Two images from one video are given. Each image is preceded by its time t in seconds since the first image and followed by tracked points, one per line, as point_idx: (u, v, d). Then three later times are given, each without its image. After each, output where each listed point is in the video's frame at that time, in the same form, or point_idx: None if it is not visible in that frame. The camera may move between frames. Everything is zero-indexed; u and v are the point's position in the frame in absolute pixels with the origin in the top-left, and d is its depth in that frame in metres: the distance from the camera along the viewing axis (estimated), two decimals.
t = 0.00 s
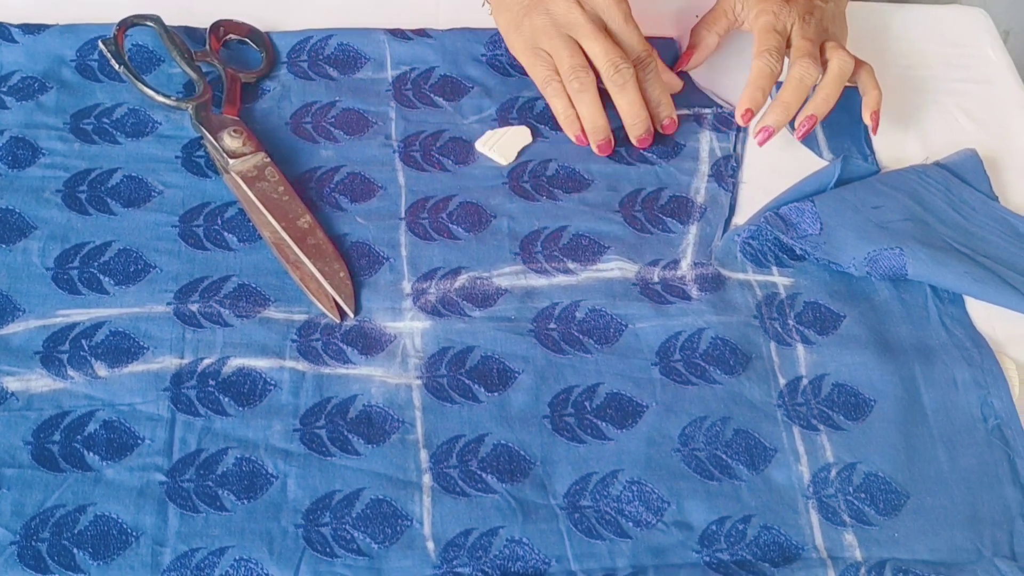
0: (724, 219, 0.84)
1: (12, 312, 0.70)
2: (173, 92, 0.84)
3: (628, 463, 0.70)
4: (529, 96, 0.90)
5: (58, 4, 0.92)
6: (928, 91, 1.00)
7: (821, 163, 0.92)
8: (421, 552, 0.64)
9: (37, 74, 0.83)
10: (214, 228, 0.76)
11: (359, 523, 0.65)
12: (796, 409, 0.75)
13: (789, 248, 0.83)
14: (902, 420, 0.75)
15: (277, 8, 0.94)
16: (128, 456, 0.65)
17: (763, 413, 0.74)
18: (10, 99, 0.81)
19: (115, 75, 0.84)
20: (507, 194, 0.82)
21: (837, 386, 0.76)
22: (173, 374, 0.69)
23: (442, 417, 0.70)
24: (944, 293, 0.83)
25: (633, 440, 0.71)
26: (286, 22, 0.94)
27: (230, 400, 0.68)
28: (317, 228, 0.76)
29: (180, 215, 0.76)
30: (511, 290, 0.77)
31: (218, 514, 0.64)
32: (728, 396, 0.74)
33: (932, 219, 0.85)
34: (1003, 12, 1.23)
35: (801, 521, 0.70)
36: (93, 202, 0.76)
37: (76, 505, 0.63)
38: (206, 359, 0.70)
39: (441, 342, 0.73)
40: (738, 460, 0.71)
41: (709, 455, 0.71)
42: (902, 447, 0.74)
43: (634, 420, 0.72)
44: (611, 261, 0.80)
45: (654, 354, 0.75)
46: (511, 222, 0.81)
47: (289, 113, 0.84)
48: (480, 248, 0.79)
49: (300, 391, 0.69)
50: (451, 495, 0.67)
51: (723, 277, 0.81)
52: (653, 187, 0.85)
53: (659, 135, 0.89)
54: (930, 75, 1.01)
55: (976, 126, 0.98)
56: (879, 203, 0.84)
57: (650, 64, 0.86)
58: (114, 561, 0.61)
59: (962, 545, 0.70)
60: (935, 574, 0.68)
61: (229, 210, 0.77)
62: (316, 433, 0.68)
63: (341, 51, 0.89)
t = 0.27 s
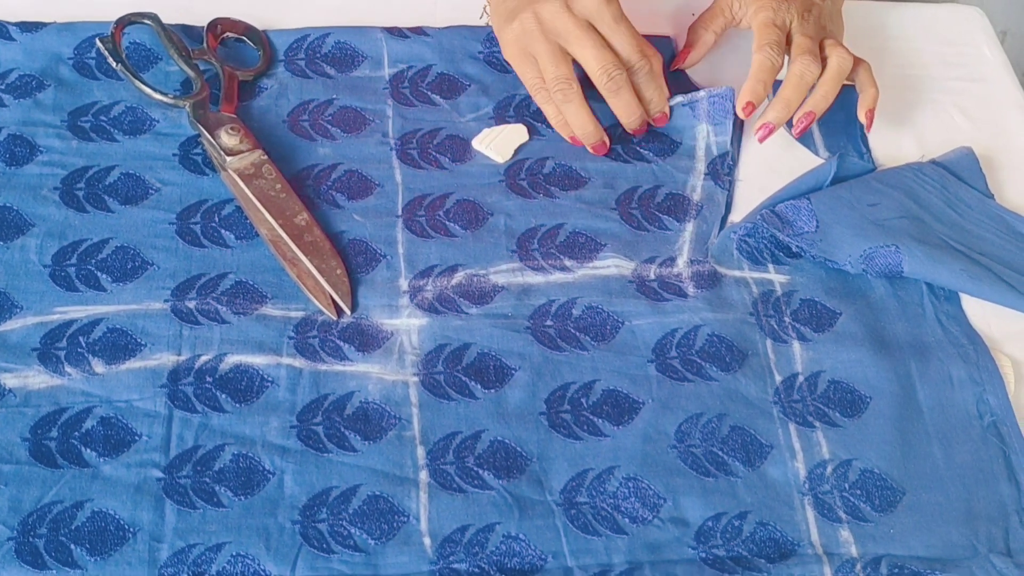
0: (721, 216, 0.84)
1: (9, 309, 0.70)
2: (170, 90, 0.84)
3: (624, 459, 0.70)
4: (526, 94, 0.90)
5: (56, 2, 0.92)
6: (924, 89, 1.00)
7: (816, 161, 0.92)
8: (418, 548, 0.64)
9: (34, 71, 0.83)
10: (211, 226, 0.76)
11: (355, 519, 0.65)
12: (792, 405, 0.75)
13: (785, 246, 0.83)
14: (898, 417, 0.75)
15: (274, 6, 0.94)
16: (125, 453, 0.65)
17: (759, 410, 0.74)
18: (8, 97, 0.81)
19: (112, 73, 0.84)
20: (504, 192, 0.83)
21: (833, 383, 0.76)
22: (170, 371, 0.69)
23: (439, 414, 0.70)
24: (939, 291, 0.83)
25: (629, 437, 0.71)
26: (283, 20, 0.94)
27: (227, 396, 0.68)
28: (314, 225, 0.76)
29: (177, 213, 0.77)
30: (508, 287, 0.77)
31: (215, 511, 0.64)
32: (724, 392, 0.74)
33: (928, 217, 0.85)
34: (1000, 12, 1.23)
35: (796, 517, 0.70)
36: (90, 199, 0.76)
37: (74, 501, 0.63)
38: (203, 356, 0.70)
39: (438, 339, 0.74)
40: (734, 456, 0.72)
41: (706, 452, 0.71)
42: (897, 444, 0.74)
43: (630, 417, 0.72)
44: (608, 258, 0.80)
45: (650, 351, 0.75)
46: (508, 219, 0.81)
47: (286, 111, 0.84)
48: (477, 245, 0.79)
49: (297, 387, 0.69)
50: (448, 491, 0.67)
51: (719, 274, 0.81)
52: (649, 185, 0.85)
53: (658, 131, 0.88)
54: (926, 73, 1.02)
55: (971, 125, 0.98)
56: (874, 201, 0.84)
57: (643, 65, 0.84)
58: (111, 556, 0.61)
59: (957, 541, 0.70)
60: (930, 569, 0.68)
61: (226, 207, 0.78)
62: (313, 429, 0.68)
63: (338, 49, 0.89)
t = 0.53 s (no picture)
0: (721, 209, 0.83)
1: (7, 313, 0.70)
2: (168, 93, 0.84)
3: (622, 463, 0.70)
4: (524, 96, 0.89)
5: (54, 4, 0.92)
6: (923, 91, 1.00)
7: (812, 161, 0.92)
8: (415, 552, 0.64)
9: (32, 74, 0.83)
10: (209, 229, 0.76)
11: (353, 523, 0.65)
12: (790, 409, 0.75)
13: (784, 248, 0.83)
14: (896, 420, 0.75)
15: (273, 9, 0.94)
16: (122, 457, 0.65)
17: (757, 414, 0.74)
18: (6, 99, 0.81)
19: (110, 76, 0.84)
20: (502, 194, 0.83)
21: (832, 386, 0.76)
22: (168, 375, 0.69)
23: (437, 418, 0.70)
24: (938, 293, 0.83)
25: (627, 441, 0.71)
26: (282, 22, 0.94)
27: (224, 400, 0.68)
28: (312, 228, 0.76)
29: (175, 216, 0.77)
30: (505, 290, 0.77)
31: (212, 515, 0.64)
32: (722, 396, 0.74)
33: (927, 220, 0.85)
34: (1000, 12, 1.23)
35: (794, 521, 0.70)
36: (88, 203, 0.76)
37: (71, 506, 0.63)
38: (201, 359, 0.70)
39: (436, 342, 0.74)
40: (731, 460, 0.72)
41: (704, 456, 0.71)
42: (895, 447, 0.74)
43: (628, 420, 0.72)
44: (606, 261, 0.80)
45: (648, 355, 0.75)
46: (506, 222, 0.81)
47: (284, 114, 0.84)
48: (475, 248, 0.79)
49: (294, 391, 0.69)
50: (446, 495, 0.67)
51: (718, 277, 0.81)
52: (648, 186, 0.86)
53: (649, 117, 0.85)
54: (926, 75, 1.01)
55: (971, 126, 0.98)
56: (873, 203, 0.84)
57: (584, 60, 0.77)
58: (108, 561, 0.61)
59: (955, 544, 0.70)
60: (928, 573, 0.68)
61: (224, 210, 0.78)
62: (311, 433, 0.68)
63: (336, 51, 0.89)
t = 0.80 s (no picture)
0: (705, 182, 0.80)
1: (15, 312, 0.71)
2: (174, 95, 0.85)
3: (626, 462, 0.70)
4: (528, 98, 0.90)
5: (60, 7, 0.92)
6: (924, 93, 1.01)
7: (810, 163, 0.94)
8: (421, 550, 0.65)
9: (39, 76, 0.83)
10: (215, 229, 0.77)
11: (359, 520, 0.65)
12: (793, 408, 0.75)
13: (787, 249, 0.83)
14: (897, 419, 0.76)
15: (278, 11, 0.95)
16: (130, 455, 0.66)
17: (759, 413, 0.74)
18: (12, 101, 0.82)
19: (116, 78, 0.84)
20: (505, 195, 0.83)
21: (834, 386, 0.77)
22: (174, 374, 0.69)
23: (442, 417, 0.70)
24: (938, 294, 0.83)
25: (631, 440, 0.71)
26: (286, 25, 0.94)
27: (231, 399, 0.69)
28: (317, 229, 0.76)
29: (181, 216, 0.77)
30: (510, 290, 0.77)
31: (219, 513, 0.64)
32: (725, 395, 0.75)
33: (928, 221, 0.85)
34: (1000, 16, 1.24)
35: (797, 519, 0.70)
36: (95, 203, 0.77)
37: (79, 503, 0.63)
38: (207, 358, 0.70)
39: (441, 342, 0.74)
40: (735, 458, 0.72)
41: (707, 455, 0.72)
42: (897, 446, 0.74)
43: (632, 419, 0.72)
44: (609, 261, 0.80)
45: (652, 354, 0.76)
46: (510, 223, 0.81)
47: (290, 115, 0.85)
48: (479, 248, 0.79)
49: (300, 390, 0.70)
50: (451, 493, 0.67)
51: (720, 276, 0.81)
52: (647, 176, 0.84)
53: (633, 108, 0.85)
54: (926, 78, 1.02)
55: (971, 129, 0.99)
56: (874, 205, 0.85)
57: (550, 48, 0.84)
58: (116, 558, 0.62)
59: (957, 543, 0.71)
60: (930, 571, 0.69)
61: (230, 211, 0.78)
62: (317, 431, 0.68)
63: (341, 54, 0.89)
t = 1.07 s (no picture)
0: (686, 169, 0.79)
1: (17, 313, 0.71)
2: (175, 95, 0.85)
3: (628, 462, 0.70)
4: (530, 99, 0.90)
5: (61, 7, 0.92)
6: (926, 93, 1.01)
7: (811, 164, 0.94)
8: (422, 550, 0.65)
9: (41, 77, 0.83)
10: (217, 229, 0.77)
11: (360, 521, 0.65)
12: (795, 408, 0.75)
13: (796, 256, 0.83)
14: (900, 419, 0.76)
15: (279, 12, 0.95)
16: (131, 455, 0.66)
17: (761, 413, 0.74)
18: (14, 102, 0.82)
19: (118, 79, 0.84)
20: (507, 196, 0.83)
21: (836, 386, 0.77)
22: (176, 374, 0.69)
23: (444, 417, 0.70)
24: (940, 294, 0.83)
25: (633, 440, 0.71)
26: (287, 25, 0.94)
27: (232, 399, 0.69)
28: (319, 229, 0.76)
29: (183, 216, 0.77)
30: (511, 290, 0.77)
31: (221, 513, 0.64)
32: (726, 395, 0.75)
33: (935, 221, 0.85)
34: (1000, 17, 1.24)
35: (799, 520, 0.70)
36: (96, 204, 0.77)
37: (80, 504, 0.63)
38: (209, 359, 0.70)
39: (442, 342, 0.74)
40: (736, 459, 0.72)
41: (709, 455, 0.72)
42: (899, 447, 0.74)
43: (634, 419, 0.72)
44: (611, 261, 0.80)
45: (653, 354, 0.76)
46: (511, 223, 0.81)
47: (291, 116, 0.85)
48: (481, 249, 0.79)
49: (302, 390, 0.70)
50: (452, 493, 0.67)
51: (722, 273, 0.81)
52: (643, 167, 0.84)
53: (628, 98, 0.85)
54: (928, 76, 1.02)
55: (973, 128, 0.99)
56: (882, 211, 0.85)
57: (542, 39, 0.83)
58: (118, 558, 0.62)
59: (959, 543, 0.71)
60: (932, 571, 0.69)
61: (232, 211, 0.78)
62: (318, 432, 0.68)
63: (342, 54, 0.89)
